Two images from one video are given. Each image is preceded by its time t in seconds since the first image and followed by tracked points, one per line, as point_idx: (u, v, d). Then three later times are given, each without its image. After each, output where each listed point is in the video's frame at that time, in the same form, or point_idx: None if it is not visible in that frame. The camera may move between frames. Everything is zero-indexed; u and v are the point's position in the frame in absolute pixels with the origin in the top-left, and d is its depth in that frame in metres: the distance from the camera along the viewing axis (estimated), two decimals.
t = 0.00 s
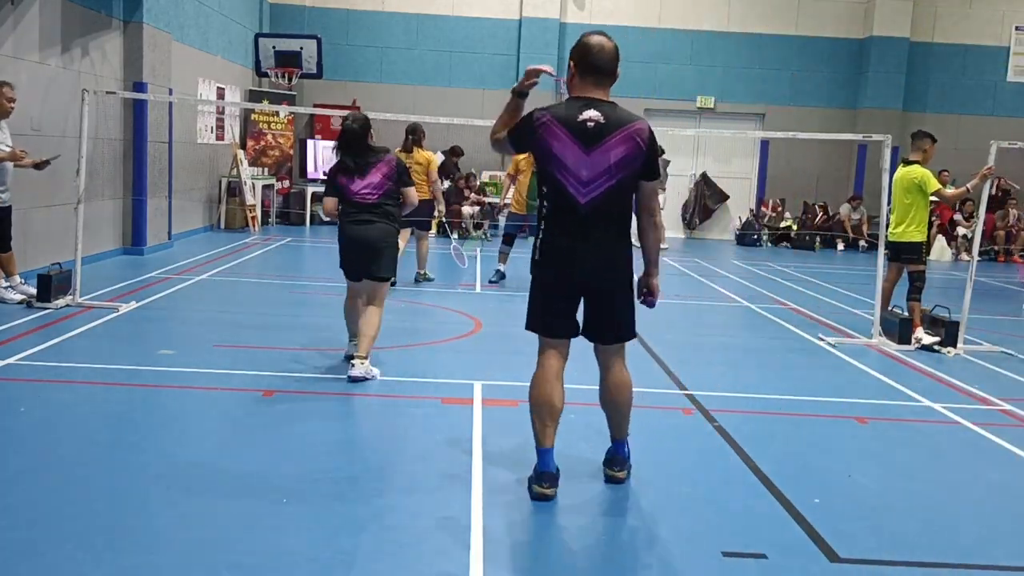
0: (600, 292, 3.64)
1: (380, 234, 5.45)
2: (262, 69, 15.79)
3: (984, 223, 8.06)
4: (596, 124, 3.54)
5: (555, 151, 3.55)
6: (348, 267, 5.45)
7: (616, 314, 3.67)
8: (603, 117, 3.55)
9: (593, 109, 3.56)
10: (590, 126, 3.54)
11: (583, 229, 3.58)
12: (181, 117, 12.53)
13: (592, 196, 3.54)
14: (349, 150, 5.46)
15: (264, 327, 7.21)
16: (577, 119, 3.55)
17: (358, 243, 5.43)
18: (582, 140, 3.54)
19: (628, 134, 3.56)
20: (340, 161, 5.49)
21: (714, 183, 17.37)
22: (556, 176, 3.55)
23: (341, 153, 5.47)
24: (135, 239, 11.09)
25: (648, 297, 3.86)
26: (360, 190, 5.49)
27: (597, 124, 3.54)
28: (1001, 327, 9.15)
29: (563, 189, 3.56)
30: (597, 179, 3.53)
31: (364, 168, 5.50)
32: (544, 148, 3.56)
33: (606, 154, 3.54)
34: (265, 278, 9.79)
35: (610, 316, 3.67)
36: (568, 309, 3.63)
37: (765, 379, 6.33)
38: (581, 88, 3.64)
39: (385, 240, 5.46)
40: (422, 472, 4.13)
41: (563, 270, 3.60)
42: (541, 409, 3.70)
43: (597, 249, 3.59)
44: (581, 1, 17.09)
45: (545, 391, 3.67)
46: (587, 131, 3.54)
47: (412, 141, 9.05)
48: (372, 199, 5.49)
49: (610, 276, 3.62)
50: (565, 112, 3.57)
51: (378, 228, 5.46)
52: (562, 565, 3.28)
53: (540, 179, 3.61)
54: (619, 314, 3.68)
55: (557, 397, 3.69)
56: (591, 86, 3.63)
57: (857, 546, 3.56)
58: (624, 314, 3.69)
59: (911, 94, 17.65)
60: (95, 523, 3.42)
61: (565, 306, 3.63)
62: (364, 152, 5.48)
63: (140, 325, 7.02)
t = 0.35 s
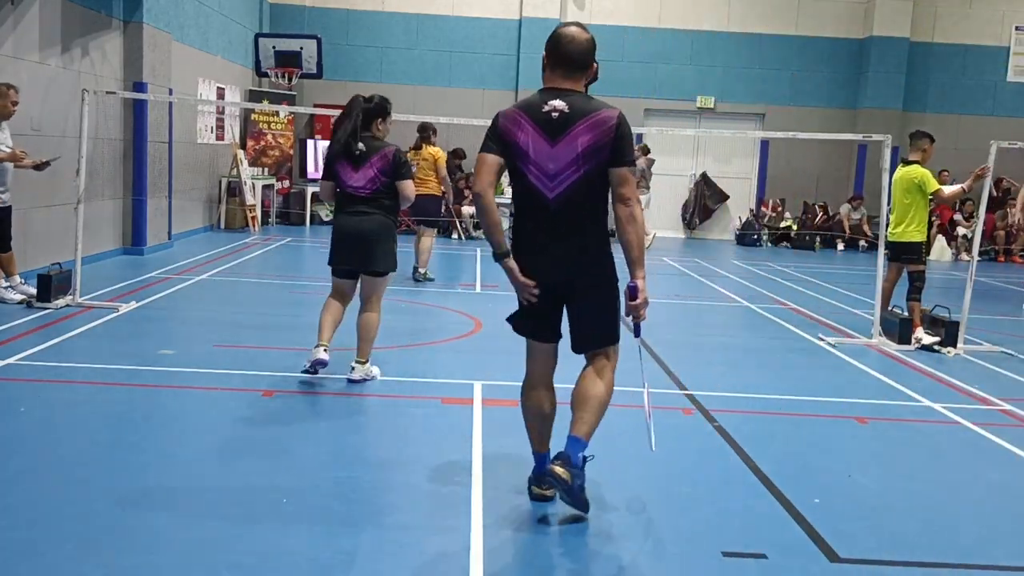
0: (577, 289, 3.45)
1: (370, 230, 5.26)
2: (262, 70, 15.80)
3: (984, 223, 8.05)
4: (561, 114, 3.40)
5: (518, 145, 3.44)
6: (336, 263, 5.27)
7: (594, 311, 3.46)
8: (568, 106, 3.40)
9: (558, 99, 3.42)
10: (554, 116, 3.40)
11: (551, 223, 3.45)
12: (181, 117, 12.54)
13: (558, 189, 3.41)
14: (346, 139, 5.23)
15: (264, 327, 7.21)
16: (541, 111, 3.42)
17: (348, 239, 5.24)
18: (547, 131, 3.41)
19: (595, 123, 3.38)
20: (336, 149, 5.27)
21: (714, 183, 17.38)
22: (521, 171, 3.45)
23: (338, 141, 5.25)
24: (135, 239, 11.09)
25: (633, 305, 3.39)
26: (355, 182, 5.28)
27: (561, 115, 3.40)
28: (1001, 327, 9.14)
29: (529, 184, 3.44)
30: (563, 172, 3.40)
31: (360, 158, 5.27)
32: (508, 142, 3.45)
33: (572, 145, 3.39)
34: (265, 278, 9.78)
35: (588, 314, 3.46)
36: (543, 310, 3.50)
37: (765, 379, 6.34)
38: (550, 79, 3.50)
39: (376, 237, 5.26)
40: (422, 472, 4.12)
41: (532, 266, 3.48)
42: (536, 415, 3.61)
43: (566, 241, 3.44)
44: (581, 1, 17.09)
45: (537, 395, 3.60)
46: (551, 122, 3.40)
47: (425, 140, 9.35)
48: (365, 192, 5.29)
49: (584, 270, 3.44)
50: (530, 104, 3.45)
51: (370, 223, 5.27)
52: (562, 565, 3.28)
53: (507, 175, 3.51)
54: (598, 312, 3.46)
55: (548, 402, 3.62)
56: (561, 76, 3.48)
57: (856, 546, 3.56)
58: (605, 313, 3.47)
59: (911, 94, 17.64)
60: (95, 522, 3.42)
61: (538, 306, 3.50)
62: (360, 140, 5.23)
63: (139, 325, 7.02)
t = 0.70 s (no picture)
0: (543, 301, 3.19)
1: (359, 243, 4.95)
2: (262, 70, 15.79)
3: (984, 223, 8.05)
4: (549, 110, 3.12)
5: (501, 140, 3.17)
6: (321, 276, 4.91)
7: (556, 329, 3.18)
8: (558, 103, 3.13)
9: (549, 93, 3.14)
10: (542, 111, 3.13)
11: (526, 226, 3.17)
12: (181, 117, 12.54)
13: (538, 191, 3.13)
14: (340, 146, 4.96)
15: (265, 327, 7.21)
16: (529, 105, 3.14)
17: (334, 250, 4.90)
18: (532, 126, 3.13)
19: (585, 124, 3.11)
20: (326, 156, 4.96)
21: (714, 183, 17.36)
22: (501, 168, 3.17)
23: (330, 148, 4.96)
24: (135, 239, 11.09)
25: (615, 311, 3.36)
26: (343, 192, 4.97)
27: (550, 111, 3.12)
28: (1001, 327, 9.14)
29: (508, 180, 3.17)
30: (545, 171, 3.11)
31: (350, 166, 4.95)
32: (490, 135, 3.18)
33: (559, 144, 3.11)
34: (265, 278, 9.78)
35: (550, 330, 3.18)
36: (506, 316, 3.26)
37: (765, 379, 6.34)
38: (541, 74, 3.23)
39: (365, 250, 4.95)
40: (422, 472, 4.12)
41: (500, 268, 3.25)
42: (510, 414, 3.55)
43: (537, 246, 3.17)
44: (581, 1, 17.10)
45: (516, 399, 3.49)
46: (538, 118, 3.13)
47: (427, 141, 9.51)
48: (353, 202, 4.96)
49: (552, 281, 3.16)
50: (518, 96, 3.17)
51: (358, 235, 4.95)
52: (563, 565, 3.28)
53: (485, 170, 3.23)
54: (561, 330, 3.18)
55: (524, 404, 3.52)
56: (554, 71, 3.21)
57: (856, 546, 3.56)
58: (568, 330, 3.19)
59: (911, 94, 17.64)
60: (96, 522, 3.43)
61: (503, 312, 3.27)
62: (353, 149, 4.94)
63: (140, 325, 7.02)
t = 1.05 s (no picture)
0: (506, 308, 2.92)
1: (362, 241, 4.93)
2: (262, 69, 15.79)
3: (984, 223, 8.04)
4: (498, 102, 2.85)
5: (450, 138, 2.90)
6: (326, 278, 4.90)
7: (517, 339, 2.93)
8: (507, 94, 2.86)
9: (498, 86, 2.88)
10: (491, 104, 2.86)
11: (483, 229, 2.90)
12: (181, 117, 12.53)
13: (492, 190, 2.86)
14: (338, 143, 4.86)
15: (264, 327, 7.21)
16: (477, 99, 2.88)
17: (338, 250, 4.88)
18: (482, 122, 2.86)
19: (537, 114, 2.83)
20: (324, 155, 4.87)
21: (714, 183, 17.37)
22: (451, 168, 2.91)
23: (329, 145, 4.87)
24: (135, 239, 11.09)
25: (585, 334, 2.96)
26: (346, 191, 4.91)
27: (499, 103, 2.85)
28: (1001, 326, 9.14)
29: (460, 181, 2.90)
30: (498, 168, 2.84)
31: (351, 162, 4.89)
32: (438, 134, 2.92)
33: (509, 138, 2.83)
34: (265, 278, 9.78)
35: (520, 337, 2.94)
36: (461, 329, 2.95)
37: (765, 379, 6.34)
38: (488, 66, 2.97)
39: (369, 249, 4.94)
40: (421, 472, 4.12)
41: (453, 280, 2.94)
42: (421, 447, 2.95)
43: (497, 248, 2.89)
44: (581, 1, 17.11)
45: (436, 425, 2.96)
46: (486, 112, 2.86)
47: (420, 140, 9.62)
48: (355, 200, 4.92)
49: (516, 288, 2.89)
50: (465, 92, 2.91)
51: (362, 234, 4.93)
52: (562, 565, 3.27)
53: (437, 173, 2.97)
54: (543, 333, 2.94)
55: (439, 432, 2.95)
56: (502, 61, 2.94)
57: (855, 545, 3.56)
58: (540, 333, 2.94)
59: (911, 94, 17.64)
60: (96, 523, 3.42)
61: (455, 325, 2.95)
62: (352, 145, 4.86)
63: (139, 325, 7.02)
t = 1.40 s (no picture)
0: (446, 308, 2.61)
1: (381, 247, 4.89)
2: (262, 69, 15.78)
3: (984, 223, 8.03)
4: (432, 85, 2.59)
5: (380, 124, 2.60)
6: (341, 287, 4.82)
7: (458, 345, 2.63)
8: (441, 77, 2.60)
9: (430, 70, 2.62)
10: (424, 88, 2.59)
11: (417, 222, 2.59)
12: (181, 117, 12.52)
13: (427, 175, 2.55)
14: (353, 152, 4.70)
15: (264, 327, 7.21)
16: (409, 84, 2.61)
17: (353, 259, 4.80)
18: (413, 105, 2.58)
19: (475, 96, 2.58)
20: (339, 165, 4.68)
21: (714, 183, 17.36)
22: (382, 156, 2.59)
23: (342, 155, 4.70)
24: (135, 239, 11.10)
25: (510, 327, 2.70)
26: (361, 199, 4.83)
27: (434, 87, 2.59)
28: (1001, 326, 9.13)
29: (390, 171, 2.59)
30: (433, 154, 2.55)
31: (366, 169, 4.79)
32: (364, 123, 2.62)
33: (447, 121, 2.55)
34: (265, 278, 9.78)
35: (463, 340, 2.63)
36: (392, 337, 2.61)
37: (764, 379, 6.34)
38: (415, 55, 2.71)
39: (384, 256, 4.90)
40: (420, 472, 4.12)
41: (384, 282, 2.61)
42: (378, 490, 2.69)
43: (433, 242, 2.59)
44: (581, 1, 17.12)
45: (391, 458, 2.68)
46: (419, 95, 2.58)
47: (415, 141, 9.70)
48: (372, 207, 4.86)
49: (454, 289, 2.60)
50: (395, 78, 2.64)
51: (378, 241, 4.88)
52: (562, 566, 3.27)
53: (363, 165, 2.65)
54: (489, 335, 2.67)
55: (396, 468, 2.69)
56: (431, 45, 2.69)
57: (855, 545, 3.56)
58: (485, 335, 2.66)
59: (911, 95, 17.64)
60: (94, 523, 3.42)
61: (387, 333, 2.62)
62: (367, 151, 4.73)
63: (139, 325, 7.02)
